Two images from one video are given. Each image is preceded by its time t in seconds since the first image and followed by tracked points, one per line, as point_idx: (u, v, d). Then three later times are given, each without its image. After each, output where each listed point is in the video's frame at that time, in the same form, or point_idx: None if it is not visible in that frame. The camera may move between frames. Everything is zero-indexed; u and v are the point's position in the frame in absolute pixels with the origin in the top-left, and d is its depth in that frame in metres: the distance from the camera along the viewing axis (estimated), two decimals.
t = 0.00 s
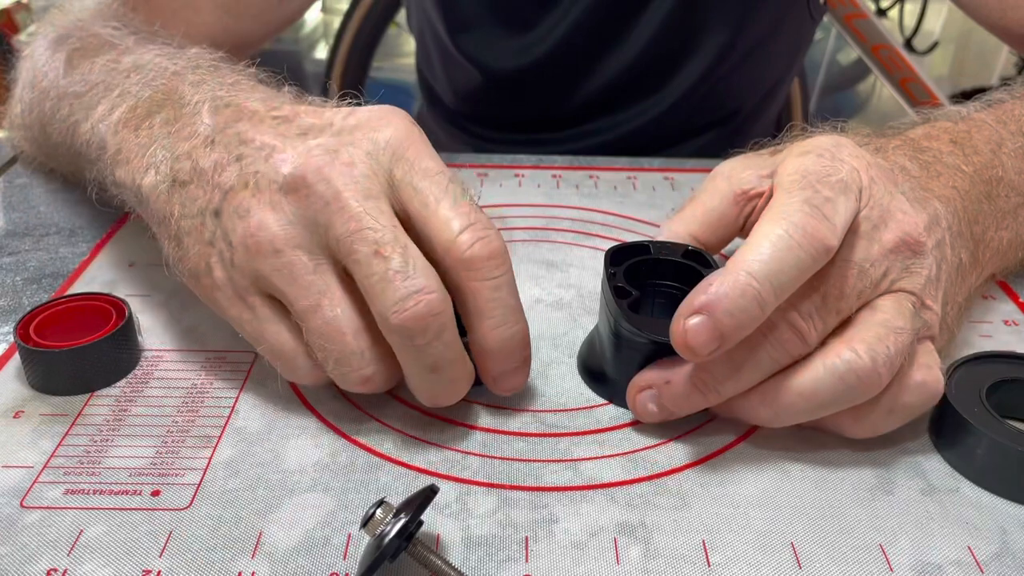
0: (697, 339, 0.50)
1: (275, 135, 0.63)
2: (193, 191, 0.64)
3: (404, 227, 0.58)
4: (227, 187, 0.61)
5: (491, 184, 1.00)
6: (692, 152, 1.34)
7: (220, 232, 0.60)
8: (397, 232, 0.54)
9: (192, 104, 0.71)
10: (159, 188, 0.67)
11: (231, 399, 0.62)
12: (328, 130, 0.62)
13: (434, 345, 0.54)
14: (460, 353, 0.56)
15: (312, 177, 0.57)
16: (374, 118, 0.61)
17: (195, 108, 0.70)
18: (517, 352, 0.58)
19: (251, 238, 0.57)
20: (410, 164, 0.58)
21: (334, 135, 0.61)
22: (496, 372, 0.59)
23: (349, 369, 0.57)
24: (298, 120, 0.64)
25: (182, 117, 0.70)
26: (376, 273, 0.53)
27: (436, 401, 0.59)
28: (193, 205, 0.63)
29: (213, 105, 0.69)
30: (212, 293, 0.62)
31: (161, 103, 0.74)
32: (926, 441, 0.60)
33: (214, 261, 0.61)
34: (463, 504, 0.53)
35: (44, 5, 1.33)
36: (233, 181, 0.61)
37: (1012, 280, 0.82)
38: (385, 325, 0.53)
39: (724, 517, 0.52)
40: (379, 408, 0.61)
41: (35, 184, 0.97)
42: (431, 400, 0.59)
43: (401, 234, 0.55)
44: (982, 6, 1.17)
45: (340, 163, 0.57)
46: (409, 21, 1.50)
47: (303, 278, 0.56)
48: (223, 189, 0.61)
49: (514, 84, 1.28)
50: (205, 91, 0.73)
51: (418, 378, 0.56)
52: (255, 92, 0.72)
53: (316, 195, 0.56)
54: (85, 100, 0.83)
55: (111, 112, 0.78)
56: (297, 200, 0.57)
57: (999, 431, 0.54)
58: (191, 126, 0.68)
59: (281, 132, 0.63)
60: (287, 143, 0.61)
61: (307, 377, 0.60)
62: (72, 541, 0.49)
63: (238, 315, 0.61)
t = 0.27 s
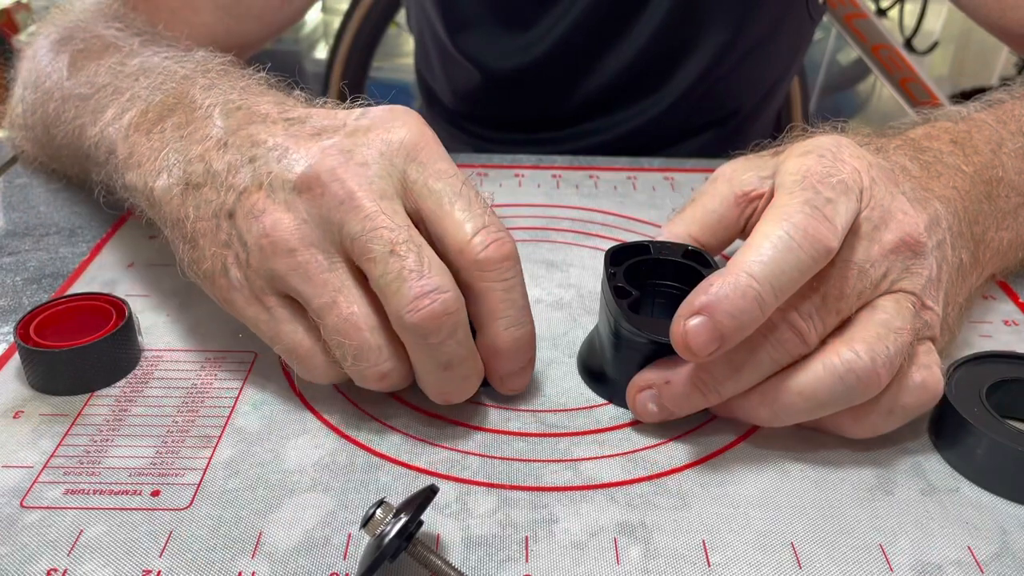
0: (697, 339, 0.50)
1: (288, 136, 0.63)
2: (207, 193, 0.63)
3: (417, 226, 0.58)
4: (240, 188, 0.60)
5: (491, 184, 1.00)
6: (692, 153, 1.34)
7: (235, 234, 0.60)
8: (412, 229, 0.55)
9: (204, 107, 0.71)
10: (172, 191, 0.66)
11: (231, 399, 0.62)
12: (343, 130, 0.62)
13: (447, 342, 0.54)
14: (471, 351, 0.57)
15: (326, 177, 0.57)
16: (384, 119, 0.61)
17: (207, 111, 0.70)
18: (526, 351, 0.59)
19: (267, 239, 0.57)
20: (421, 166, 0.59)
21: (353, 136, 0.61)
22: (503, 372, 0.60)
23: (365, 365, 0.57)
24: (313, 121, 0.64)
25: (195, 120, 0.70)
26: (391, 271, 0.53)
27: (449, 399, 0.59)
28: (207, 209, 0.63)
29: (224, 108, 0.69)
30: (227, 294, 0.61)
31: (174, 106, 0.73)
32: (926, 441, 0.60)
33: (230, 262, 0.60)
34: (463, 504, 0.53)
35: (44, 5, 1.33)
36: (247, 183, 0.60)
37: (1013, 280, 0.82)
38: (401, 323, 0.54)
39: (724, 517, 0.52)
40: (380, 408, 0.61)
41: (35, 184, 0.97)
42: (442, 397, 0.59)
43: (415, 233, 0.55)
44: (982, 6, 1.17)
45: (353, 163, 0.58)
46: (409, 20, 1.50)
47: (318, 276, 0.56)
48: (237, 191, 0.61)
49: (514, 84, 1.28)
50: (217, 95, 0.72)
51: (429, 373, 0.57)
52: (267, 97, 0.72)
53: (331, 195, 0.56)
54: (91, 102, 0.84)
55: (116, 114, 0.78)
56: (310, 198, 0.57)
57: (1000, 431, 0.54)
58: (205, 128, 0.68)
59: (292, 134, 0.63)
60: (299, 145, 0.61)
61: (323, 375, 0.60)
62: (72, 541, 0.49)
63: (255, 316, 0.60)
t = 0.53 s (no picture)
0: (697, 341, 0.50)
1: (293, 139, 0.63)
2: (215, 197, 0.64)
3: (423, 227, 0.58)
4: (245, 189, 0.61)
5: (492, 184, 1.00)
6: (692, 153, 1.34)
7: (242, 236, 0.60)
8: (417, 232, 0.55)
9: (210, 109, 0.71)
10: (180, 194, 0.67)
11: (231, 399, 0.62)
12: (348, 134, 0.62)
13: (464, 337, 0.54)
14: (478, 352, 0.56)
15: (332, 182, 0.57)
16: (391, 123, 0.62)
17: (214, 112, 0.70)
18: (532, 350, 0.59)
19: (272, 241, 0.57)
20: (422, 167, 0.59)
21: (358, 140, 0.61)
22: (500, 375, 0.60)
23: (369, 367, 0.57)
24: (320, 124, 0.65)
25: (201, 121, 0.70)
26: (398, 273, 0.53)
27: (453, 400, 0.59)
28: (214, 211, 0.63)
29: (229, 109, 0.69)
30: (234, 296, 0.61)
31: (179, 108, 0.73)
32: (926, 440, 0.60)
33: (237, 265, 0.60)
34: (463, 504, 0.53)
35: (44, 5, 1.33)
36: (254, 185, 0.60)
37: (1012, 280, 0.82)
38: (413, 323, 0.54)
39: (724, 517, 0.52)
40: (380, 408, 0.61)
41: (36, 184, 0.97)
42: (445, 399, 0.59)
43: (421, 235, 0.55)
44: (982, 6, 1.17)
45: (359, 167, 0.58)
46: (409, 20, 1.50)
47: (323, 278, 0.56)
48: (244, 193, 0.61)
49: (515, 84, 1.28)
50: (224, 96, 0.72)
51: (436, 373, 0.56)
52: (273, 98, 0.73)
53: (337, 199, 0.56)
54: (95, 101, 0.84)
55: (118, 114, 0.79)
56: (316, 202, 0.57)
57: (1000, 431, 0.54)
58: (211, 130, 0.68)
59: (298, 136, 0.63)
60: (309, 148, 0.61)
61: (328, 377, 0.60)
62: (72, 541, 0.49)
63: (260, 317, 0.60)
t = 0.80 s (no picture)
0: (697, 342, 0.50)
1: (297, 139, 0.63)
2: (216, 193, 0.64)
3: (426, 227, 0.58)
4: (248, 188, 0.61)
5: (492, 184, 0.99)
6: (692, 153, 1.34)
7: (240, 234, 0.60)
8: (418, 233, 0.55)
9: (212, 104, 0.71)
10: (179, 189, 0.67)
11: (231, 399, 0.62)
12: (350, 136, 0.62)
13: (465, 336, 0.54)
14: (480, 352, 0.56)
15: (334, 183, 0.57)
16: (393, 124, 0.62)
17: (216, 108, 0.70)
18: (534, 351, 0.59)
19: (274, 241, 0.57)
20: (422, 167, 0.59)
21: (361, 142, 0.61)
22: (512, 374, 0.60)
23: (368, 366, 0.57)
24: (323, 126, 0.65)
25: (203, 118, 0.70)
26: (397, 273, 0.53)
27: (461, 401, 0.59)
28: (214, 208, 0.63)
29: (233, 106, 0.69)
30: (231, 294, 0.61)
31: (182, 103, 0.74)
32: (926, 440, 0.60)
33: (234, 262, 0.60)
34: (463, 504, 0.53)
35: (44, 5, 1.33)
36: (255, 183, 0.61)
37: (1012, 280, 0.82)
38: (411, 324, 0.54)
39: (724, 517, 0.52)
40: (379, 408, 0.61)
41: (36, 184, 0.97)
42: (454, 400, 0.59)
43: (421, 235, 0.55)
44: (981, 6, 1.17)
45: (362, 169, 0.58)
46: (408, 21, 1.49)
47: (323, 278, 0.56)
48: (246, 191, 0.61)
49: (515, 84, 1.28)
50: (227, 91, 0.73)
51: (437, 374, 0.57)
52: (276, 95, 0.73)
53: (338, 200, 0.56)
54: (98, 99, 0.84)
55: (117, 113, 0.79)
56: (319, 203, 0.57)
57: (999, 431, 0.54)
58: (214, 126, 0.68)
59: (301, 137, 0.63)
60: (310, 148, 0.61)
61: (325, 377, 0.60)
62: (72, 541, 0.49)
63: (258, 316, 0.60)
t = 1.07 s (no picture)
0: (696, 343, 0.50)
1: (305, 127, 0.64)
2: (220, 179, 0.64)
3: (435, 215, 0.59)
4: (257, 175, 0.61)
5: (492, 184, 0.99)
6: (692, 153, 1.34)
7: (246, 220, 0.60)
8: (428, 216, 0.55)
9: (214, 89, 0.72)
10: (184, 176, 0.67)
11: (231, 399, 0.62)
12: (359, 124, 0.62)
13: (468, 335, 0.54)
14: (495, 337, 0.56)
15: (345, 170, 0.57)
16: (401, 112, 0.62)
17: (218, 94, 0.70)
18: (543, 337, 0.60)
19: (282, 227, 0.57)
20: (422, 166, 0.59)
21: (370, 131, 0.61)
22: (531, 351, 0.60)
23: (377, 354, 0.57)
24: (328, 111, 0.65)
25: (205, 103, 0.70)
26: (409, 255, 0.53)
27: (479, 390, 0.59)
28: (219, 194, 0.63)
29: (235, 92, 0.70)
30: (232, 281, 0.61)
31: (183, 88, 0.74)
32: (926, 440, 0.60)
33: (239, 247, 0.60)
34: (463, 504, 0.53)
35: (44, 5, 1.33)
36: (262, 170, 0.61)
37: (1012, 280, 0.82)
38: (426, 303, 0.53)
39: (724, 517, 0.52)
40: (379, 407, 0.61)
41: (36, 184, 0.97)
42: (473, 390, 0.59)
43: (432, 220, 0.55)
44: (981, 7, 1.17)
45: (373, 158, 0.58)
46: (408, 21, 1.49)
47: (332, 264, 0.56)
48: (253, 177, 0.61)
49: (515, 84, 1.28)
50: (228, 76, 0.73)
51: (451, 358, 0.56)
52: (278, 79, 0.73)
53: (349, 186, 0.57)
54: (99, 92, 0.84)
55: (117, 112, 0.78)
56: (330, 189, 0.57)
57: (999, 431, 0.54)
58: (216, 111, 0.68)
59: (309, 125, 0.64)
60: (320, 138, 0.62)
61: (323, 366, 0.60)
62: (72, 541, 0.49)
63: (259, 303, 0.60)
